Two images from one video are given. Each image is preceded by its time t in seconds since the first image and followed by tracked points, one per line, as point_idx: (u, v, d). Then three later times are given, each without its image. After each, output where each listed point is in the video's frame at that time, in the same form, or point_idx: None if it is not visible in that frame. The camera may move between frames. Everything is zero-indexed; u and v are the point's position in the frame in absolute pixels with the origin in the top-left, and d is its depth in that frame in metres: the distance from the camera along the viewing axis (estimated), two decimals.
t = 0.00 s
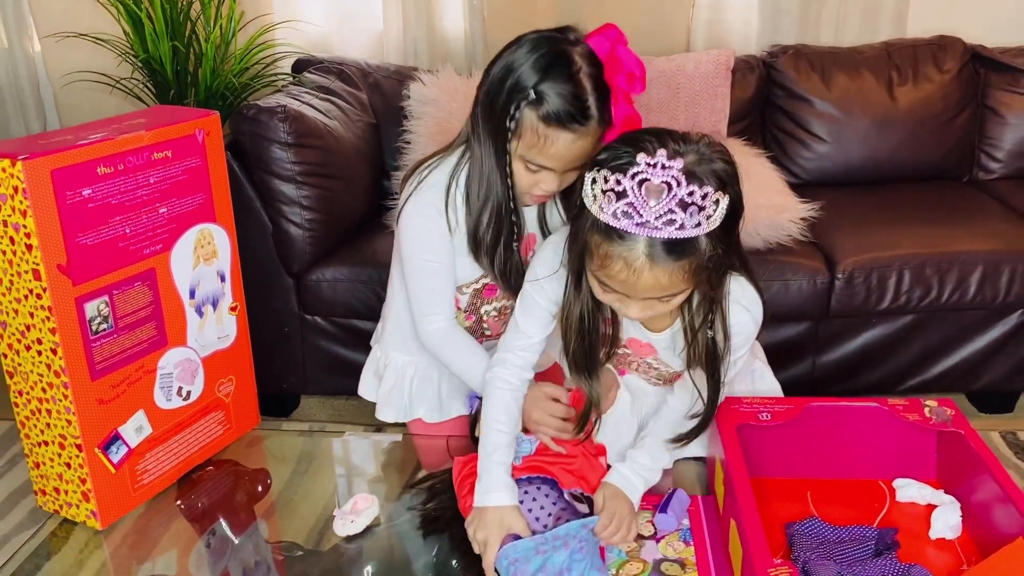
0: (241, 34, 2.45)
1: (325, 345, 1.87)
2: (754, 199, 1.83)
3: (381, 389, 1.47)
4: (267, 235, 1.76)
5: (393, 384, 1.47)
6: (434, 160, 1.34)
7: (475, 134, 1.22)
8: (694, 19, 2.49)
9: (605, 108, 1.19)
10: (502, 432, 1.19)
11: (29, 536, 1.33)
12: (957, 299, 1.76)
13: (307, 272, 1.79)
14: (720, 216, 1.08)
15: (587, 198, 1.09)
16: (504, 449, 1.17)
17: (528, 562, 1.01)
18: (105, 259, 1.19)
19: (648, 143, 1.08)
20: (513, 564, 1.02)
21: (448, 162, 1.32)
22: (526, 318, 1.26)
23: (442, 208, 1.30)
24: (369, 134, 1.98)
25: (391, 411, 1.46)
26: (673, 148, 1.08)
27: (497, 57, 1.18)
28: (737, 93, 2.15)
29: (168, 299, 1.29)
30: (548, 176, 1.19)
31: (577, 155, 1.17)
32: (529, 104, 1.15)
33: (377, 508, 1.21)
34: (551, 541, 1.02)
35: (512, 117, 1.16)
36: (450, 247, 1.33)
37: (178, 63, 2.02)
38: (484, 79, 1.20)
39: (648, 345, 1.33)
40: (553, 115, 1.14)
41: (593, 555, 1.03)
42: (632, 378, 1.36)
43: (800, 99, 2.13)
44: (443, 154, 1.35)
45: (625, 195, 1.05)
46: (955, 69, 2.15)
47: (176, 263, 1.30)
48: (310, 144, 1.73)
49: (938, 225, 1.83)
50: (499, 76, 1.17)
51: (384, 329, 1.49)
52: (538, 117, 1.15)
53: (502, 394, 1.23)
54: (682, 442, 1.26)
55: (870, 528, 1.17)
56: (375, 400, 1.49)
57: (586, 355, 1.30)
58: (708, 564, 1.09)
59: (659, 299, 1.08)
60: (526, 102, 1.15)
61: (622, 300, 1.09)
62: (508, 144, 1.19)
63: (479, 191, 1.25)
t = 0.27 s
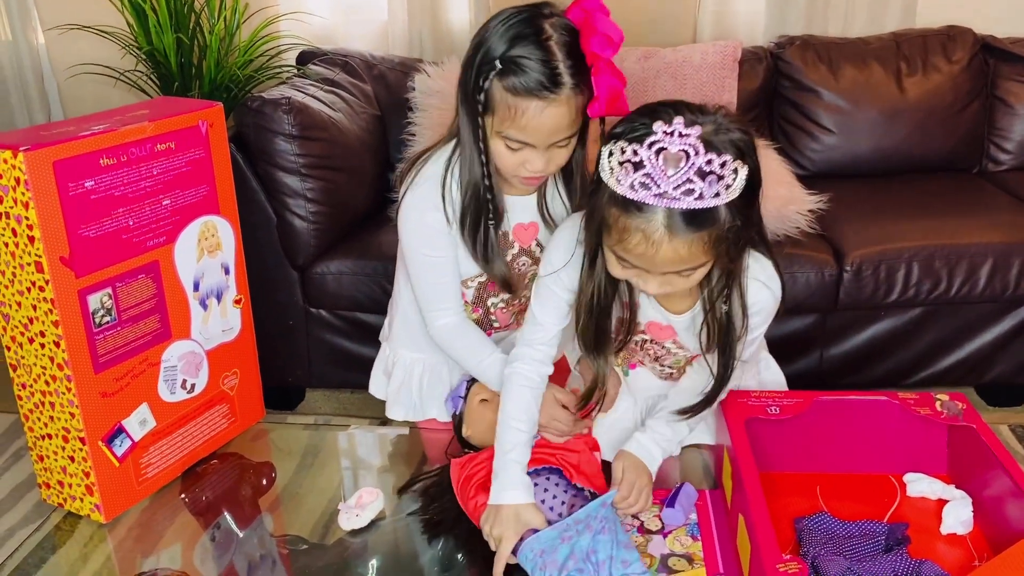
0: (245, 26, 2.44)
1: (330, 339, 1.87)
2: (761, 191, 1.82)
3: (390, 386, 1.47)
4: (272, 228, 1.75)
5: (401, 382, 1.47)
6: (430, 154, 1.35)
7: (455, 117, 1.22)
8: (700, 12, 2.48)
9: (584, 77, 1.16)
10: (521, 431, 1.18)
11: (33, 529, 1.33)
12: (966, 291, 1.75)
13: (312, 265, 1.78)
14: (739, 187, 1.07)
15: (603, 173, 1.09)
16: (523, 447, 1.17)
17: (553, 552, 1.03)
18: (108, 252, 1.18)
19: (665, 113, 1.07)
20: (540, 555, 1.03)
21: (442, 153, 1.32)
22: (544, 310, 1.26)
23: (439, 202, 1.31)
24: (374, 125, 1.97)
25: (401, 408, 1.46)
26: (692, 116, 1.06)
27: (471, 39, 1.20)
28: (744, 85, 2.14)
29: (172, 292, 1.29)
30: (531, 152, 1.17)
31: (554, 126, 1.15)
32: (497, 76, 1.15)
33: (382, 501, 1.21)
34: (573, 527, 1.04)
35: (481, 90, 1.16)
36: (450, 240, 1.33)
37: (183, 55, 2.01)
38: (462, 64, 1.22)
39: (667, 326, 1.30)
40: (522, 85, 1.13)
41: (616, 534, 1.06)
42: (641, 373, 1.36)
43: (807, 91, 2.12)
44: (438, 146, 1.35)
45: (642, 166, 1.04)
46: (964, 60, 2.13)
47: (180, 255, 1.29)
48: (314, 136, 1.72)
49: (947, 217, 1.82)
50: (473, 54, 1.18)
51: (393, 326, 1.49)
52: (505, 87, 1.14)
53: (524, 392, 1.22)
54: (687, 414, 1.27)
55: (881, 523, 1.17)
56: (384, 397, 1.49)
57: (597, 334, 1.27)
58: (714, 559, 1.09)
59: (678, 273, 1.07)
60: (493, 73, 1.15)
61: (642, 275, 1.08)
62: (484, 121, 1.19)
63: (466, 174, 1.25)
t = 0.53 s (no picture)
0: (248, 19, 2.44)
1: (333, 332, 1.87)
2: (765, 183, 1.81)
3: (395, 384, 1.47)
4: (274, 221, 1.75)
5: (405, 379, 1.46)
6: (423, 153, 1.35)
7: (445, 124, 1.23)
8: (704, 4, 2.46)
9: (571, 79, 1.15)
10: (524, 407, 1.19)
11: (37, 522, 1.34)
12: (971, 284, 1.74)
13: (315, 258, 1.78)
14: (768, 163, 1.06)
15: (633, 144, 1.07)
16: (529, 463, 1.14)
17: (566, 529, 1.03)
18: (109, 245, 1.18)
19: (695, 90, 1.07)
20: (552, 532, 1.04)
21: (436, 153, 1.32)
22: (551, 294, 1.25)
23: (433, 201, 1.32)
24: (377, 118, 1.96)
25: (405, 405, 1.46)
26: (727, 88, 1.06)
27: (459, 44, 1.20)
28: (748, 77, 2.13)
29: (174, 285, 1.29)
30: (519, 157, 1.16)
31: (540, 131, 1.14)
32: (481, 83, 1.14)
33: (384, 495, 1.21)
34: (587, 510, 1.05)
35: (465, 96, 1.16)
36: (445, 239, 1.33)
37: (185, 48, 2.00)
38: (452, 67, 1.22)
39: (670, 323, 1.29)
40: (503, 92, 1.12)
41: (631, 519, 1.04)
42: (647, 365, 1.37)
43: (812, 82, 2.10)
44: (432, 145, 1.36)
45: (677, 137, 1.03)
46: (970, 51, 2.11)
47: (181, 248, 1.29)
48: (316, 129, 1.72)
49: (952, 209, 1.81)
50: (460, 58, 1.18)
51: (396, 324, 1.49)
52: (487, 95, 1.14)
53: (524, 368, 1.23)
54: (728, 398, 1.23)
55: (884, 517, 1.16)
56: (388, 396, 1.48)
57: (625, 313, 1.26)
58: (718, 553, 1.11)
59: (702, 249, 1.05)
60: (476, 80, 1.15)
61: (665, 249, 1.06)
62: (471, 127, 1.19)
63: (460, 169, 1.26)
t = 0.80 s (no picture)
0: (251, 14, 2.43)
1: (336, 326, 1.87)
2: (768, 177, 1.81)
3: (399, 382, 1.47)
4: (277, 216, 1.75)
5: (408, 378, 1.47)
6: (426, 152, 1.35)
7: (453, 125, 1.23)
8: None
9: (579, 80, 1.15)
10: (559, 398, 1.21)
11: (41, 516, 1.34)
12: (975, 277, 1.74)
13: (318, 252, 1.78)
14: (785, 149, 1.06)
15: (649, 133, 1.07)
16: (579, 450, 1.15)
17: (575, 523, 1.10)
18: (112, 239, 1.18)
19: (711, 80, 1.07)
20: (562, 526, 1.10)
21: (441, 151, 1.32)
22: (569, 296, 1.27)
23: (436, 199, 1.32)
24: (379, 112, 1.96)
25: (410, 402, 1.47)
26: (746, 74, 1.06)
27: (466, 42, 1.19)
28: (751, 70, 2.12)
29: (177, 278, 1.29)
30: (529, 159, 1.17)
31: (550, 134, 1.14)
32: (489, 86, 1.14)
33: (387, 489, 1.21)
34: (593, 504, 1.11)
35: (474, 100, 1.16)
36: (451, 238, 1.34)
37: (187, 42, 2.00)
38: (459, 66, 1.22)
39: (687, 319, 1.28)
40: (512, 96, 1.12)
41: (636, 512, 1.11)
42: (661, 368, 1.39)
43: (815, 75, 2.10)
44: (438, 142, 1.36)
45: (698, 120, 1.02)
46: (974, 44, 2.10)
47: (184, 242, 1.29)
48: (318, 123, 1.71)
49: (956, 202, 1.80)
50: (468, 59, 1.17)
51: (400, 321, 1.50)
52: (496, 99, 1.13)
53: (552, 366, 1.25)
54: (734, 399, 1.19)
55: (887, 511, 1.16)
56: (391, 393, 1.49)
57: (637, 311, 1.26)
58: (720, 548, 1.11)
59: (721, 239, 1.05)
60: (484, 83, 1.14)
61: (684, 240, 1.05)
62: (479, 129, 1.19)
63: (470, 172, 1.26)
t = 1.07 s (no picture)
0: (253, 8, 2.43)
1: (339, 322, 1.87)
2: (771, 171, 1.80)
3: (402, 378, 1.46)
4: (280, 211, 1.75)
5: (412, 374, 1.46)
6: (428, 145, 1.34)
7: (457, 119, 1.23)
8: None
9: (586, 76, 1.14)
10: (592, 428, 1.15)
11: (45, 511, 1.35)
12: (979, 271, 1.73)
13: (320, 248, 1.78)
14: (801, 144, 1.05)
15: (665, 134, 1.05)
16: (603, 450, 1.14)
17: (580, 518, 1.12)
18: (114, 234, 1.18)
19: (727, 80, 1.04)
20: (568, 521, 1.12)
21: (445, 142, 1.31)
22: (586, 301, 1.22)
23: (440, 192, 1.31)
24: (381, 107, 1.95)
25: (414, 399, 1.46)
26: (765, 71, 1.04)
27: (471, 35, 1.19)
28: (754, 63, 2.11)
29: (179, 273, 1.29)
30: (533, 155, 1.16)
31: (555, 130, 1.13)
32: (494, 80, 1.14)
33: (390, 485, 1.21)
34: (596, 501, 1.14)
35: (479, 93, 1.16)
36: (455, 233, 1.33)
37: (190, 37, 2.00)
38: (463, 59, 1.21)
39: (698, 322, 1.26)
40: (517, 91, 1.11)
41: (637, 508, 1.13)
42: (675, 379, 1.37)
43: (819, 69, 2.09)
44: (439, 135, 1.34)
45: (718, 121, 1.00)
46: (978, 37, 2.09)
47: (187, 237, 1.29)
48: (321, 118, 1.71)
49: (960, 196, 1.79)
50: (473, 53, 1.17)
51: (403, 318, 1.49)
52: (500, 93, 1.13)
53: (583, 390, 1.19)
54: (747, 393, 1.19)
55: (892, 507, 1.16)
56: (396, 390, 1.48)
57: (649, 316, 1.22)
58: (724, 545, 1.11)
59: (741, 239, 1.04)
60: (489, 77, 1.14)
61: (704, 241, 1.04)
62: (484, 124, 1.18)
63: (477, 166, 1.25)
